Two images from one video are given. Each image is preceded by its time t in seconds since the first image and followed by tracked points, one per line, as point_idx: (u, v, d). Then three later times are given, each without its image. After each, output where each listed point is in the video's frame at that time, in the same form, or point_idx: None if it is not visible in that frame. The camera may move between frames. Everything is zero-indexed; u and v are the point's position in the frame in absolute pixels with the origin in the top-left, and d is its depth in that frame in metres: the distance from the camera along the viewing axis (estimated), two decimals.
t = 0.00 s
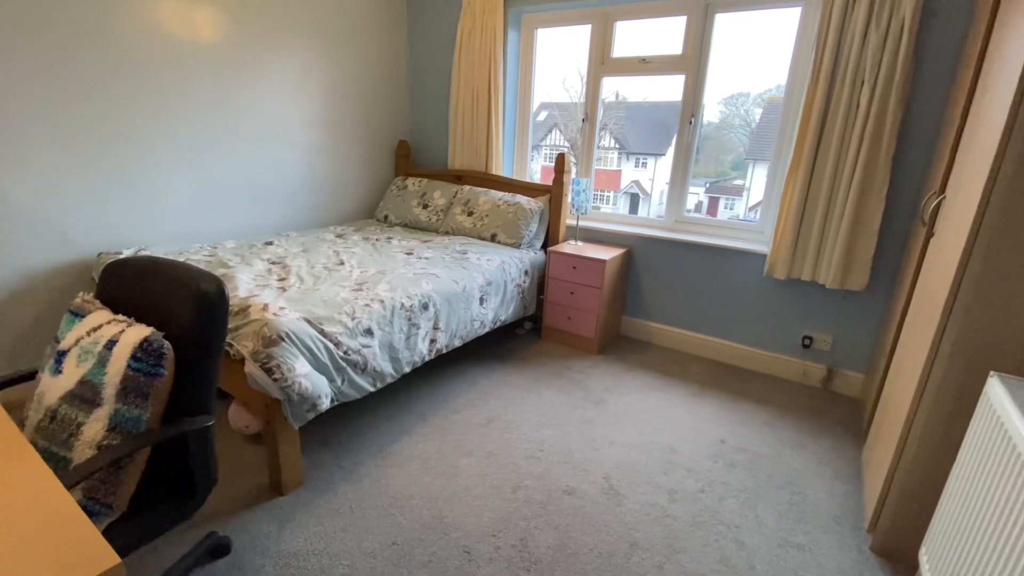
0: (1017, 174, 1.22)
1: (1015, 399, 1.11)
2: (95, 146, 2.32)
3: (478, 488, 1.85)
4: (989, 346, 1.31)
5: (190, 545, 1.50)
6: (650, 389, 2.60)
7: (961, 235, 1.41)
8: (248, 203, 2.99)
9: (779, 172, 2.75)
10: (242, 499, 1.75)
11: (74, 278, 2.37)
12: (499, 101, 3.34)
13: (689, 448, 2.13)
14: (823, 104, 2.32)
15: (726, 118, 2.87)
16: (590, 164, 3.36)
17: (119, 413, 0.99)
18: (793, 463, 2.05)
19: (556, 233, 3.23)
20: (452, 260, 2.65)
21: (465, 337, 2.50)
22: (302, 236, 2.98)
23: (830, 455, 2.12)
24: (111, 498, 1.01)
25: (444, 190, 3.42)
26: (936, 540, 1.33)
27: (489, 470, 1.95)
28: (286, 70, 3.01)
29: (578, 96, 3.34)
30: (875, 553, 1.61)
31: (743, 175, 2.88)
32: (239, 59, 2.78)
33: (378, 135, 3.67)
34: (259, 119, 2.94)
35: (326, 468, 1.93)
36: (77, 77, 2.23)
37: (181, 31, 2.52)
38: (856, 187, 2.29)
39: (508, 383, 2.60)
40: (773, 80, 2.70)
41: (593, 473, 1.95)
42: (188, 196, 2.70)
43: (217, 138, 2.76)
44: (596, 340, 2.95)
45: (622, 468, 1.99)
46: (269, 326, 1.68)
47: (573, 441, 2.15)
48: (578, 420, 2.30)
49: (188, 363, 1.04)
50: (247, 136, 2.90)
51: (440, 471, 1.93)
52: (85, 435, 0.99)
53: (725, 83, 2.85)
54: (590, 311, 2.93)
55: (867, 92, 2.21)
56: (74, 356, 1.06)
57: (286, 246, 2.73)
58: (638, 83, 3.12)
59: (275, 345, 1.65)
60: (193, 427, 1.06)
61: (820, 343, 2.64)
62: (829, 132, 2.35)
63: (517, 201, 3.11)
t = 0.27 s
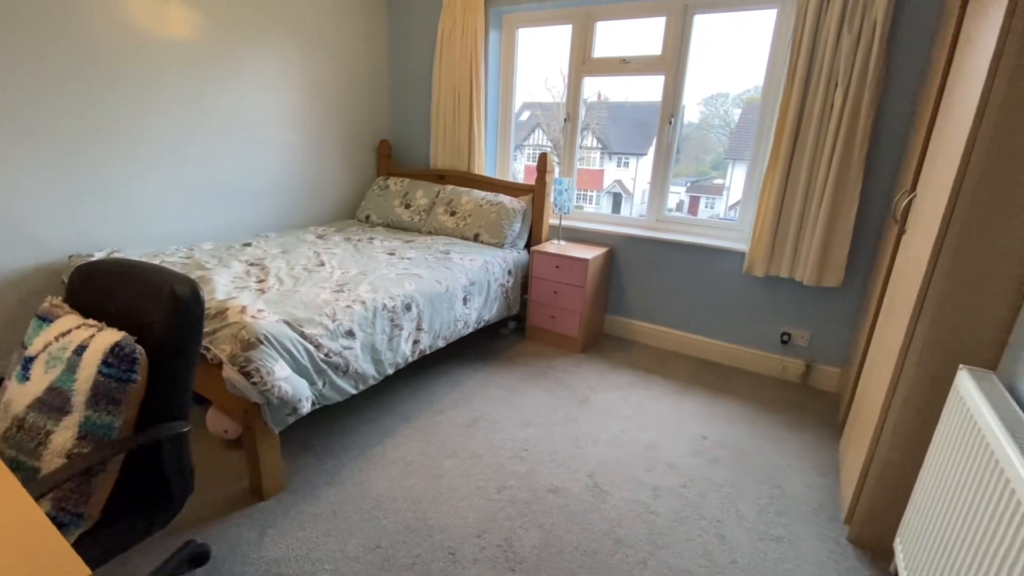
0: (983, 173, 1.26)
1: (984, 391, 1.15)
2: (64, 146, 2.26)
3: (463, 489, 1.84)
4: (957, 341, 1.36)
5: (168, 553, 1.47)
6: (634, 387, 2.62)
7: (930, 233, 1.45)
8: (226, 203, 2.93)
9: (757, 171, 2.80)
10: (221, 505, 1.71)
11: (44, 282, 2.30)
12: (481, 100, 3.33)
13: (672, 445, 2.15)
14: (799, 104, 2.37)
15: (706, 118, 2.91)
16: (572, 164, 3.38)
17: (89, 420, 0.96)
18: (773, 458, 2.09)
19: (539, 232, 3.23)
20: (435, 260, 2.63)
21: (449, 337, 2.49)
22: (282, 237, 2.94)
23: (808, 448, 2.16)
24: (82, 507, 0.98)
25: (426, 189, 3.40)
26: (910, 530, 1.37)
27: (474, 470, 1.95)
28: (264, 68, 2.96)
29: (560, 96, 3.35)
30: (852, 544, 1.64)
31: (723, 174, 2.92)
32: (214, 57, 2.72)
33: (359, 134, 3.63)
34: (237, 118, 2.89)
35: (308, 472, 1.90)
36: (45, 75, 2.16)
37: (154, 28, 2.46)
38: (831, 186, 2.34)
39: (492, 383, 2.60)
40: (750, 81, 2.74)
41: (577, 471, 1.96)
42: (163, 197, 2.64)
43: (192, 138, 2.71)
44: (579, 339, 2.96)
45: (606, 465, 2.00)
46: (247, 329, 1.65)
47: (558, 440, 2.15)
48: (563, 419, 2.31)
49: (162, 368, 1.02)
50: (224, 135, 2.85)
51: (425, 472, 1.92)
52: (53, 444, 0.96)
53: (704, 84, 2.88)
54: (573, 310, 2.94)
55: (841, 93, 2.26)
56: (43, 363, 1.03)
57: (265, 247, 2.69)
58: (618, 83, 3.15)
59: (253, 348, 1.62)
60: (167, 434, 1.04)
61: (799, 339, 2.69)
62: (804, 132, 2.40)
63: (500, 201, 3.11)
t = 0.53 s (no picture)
0: (950, 172, 1.29)
1: (956, 386, 1.19)
2: (31, 145, 2.18)
3: (447, 490, 1.83)
4: (927, 335, 1.39)
5: (144, 563, 1.44)
6: (617, 385, 2.64)
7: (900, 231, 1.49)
8: (202, 204, 2.87)
9: (736, 170, 2.84)
10: (199, 513, 1.68)
11: (10, 285, 2.22)
12: (462, 100, 3.32)
13: (654, 441, 2.17)
14: (776, 105, 2.41)
15: (686, 119, 2.94)
16: (554, 163, 3.39)
17: (58, 429, 0.93)
18: (754, 452, 2.12)
19: (522, 232, 3.24)
20: (417, 260, 2.61)
21: (432, 338, 2.47)
22: (260, 238, 2.89)
23: (787, 442, 2.20)
24: (51, 519, 0.95)
25: (408, 189, 3.38)
26: (885, 520, 1.40)
27: (459, 471, 1.94)
28: (240, 66, 2.91)
29: (543, 95, 3.35)
30: (829, 535, 1.68)
31: (703, 174, 2.96)
32: (189, 54, 2.66)
33: (339, 133, 3.59)
34: (213, 117, 2.83)
35: (289, 476, 1.87)
36: (10, 71, 2.08)
37: (126, 24, 2.39)
38: (807, 185, 2.39)
39: (476, 383, 2.60)
40: (729, 81, 2.78)
41: (562, 470, 1.97)
42: (136, 198, 2.57)
43: (167, 137, 2.64)
44: (563, 338, 2.97)
45: (589, 463, 2.01)
46: (224, 332, 1.62)
47: (542, 439, 2.16)
48: (547, 418, 2.31)
49: (135, 374, 1.00)
50: (200, 134, 2.79)
51: (409, 474, 1.91)
52: (18, 454, 0.91)
53: (683, 84, 2.91)
54: (557, 309, 2.95)
55: (816, 93, 2.30)
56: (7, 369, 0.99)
57: (243, 248, 2.64)
58: (599, 83, 3.16)
59: (231, 352, 1.59)
60: (141, 441, 1.01)
61: (777, 335, 2.74)
62: (781, 132, 2.44)
63: (483, 200, 3.10)
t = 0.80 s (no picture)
0: (921, 171, 1.33)
1: (929, 379, 1.22)
2: None
3: (432, 491, 1.82)
4: (899, 330, 1.43)
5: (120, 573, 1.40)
6: (600, 383, 2.66)
7: (873, 229, 1.52)
8: (177, 204, 2.80)
9: (715, 169, 2.88)
10: (176, 521, 1.64)
11: None
12: (444, 99, 3.30)
13: (638, 438, 2.19)
14: (753, 104, 2.45)
15: (667, 118, 2.97)
16: (537, 163, 3.39)
17: (24, 437, 0.89)
18: (735, 447, 2.15)
19: (505, 231, 3.23)
20: (400, 260, 2.60)
21: (415, 339, 2.46)
22: (239, 239, 2.84)
23: (767, 437, 2.24)
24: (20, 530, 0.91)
25: (389, 189, 3.35)
26: (862, 511, 1.43)
27: (443, 471, 1.93)
28: (216, 63, 2.85)
29: (525, 95, 3.35)
30: (808, 527, 1.71)
31: (683, 173, 2.99)
32: (163, 51, 2.60)
33: (319, 132, 3.54)
34: (188, 115, 2.77)
35: (270, 481, 1.84)
36: None
37: (96, 19, 2.33)
38: (784, 183, 2.43)
39: (460, 383, 2.59)
40: (708, 82, 2.81)
41: (546, 468, 1.97)
42: (108, 198, 2.50)
43: (140, 135, 2.58)
44: (547, 336, 2.98)
45: (574, 461, 2.02)
46: (201, 335, 1.59)
47: (526, 438, 2.16)
48: (531, 417, 2.31)
49: (107, 378, 0.98)
50: (175, 133, 2.72)
51: (393, 476, 1.89)
52: None
53: (664, 84, 2.94)
54: (540, 308, 2.96)
55: (792, 94, 2.35)
56: None
57: (221, 250, 2.59)
58: (580, 82, 3.17)
59: (208, 355, 1.55)
60: (114, 447, 0.99)
61: (756, 332, 2.79)
62: (759, 131, 2.48)
63: (465, 200, 3.09)
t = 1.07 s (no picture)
0: (892, 170, 1.36)
1: (902, 374, 1.25)
2: None
3: (416, 493, 1.82)
4: (874, 325, 1.47)
5: None
6: (584, 381, 2.67)
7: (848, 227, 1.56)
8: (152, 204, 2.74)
9: (696, 168, 2.91)
10: (153, 528, 1.60)
11: None
12: (426, 98, 3.28)
13: (622, 435, 2.21)
14: (732, 104, 2.48)
15: (648, 118, 2.99)
16: (520, 162, 3.39)
17: None
18: (717, 442, 2.18)
19: (488, 231, 3.23)
20: (382, 260, 2.57)
21: (398, 339, 2.44)
22: (216, 240, 2.78)
23: (748, 432, 2.28)
24: None
25: (371, 188, 3.32)
26: (839, 502, 1.47)
27: (428, 473, 1.92)
28: (192, 61, 2.79)
29: (507, 94, 3.35)
30: (788, 520, 1.75)
31: (665, 172, 3.02)
32: (135, 47, 2.53)
33: (299, 131, 3.49)
34: (162, 114, 2.70)
35: (251, 486, 1.81)
36: None
37: (65, 15, 2.26)
38: (763, 182, 2.47)
39: (444, 384, 2.57)
40: (688, 82, 2.85)
41: (531, 467, 1.98)
42: (79, 199, 2.43)
43: (112, 134, 2.51)
44: (531, 335, 2.98)
45: (559, 459, 2.03)
46: (177, 338, 1.56)
47: (511, 437, 2.16)
48: (516, 416, 2.32)
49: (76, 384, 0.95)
50: (149, 131, 2.66)
51: (377, 478, 1.88)
52: None
53: (645, 84, 2.97)
54: (524, 308, 2.96)
55: (769, 93, 2.39)
56: None
57: (198, 251, 2.53)
58: (562, 82, 3.18)
59: (185, 359, 1.52)
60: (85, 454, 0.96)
61: (737, 328, 2.83)
62: (737, 130, 2.51)
63: (448, 200, 3.08)
